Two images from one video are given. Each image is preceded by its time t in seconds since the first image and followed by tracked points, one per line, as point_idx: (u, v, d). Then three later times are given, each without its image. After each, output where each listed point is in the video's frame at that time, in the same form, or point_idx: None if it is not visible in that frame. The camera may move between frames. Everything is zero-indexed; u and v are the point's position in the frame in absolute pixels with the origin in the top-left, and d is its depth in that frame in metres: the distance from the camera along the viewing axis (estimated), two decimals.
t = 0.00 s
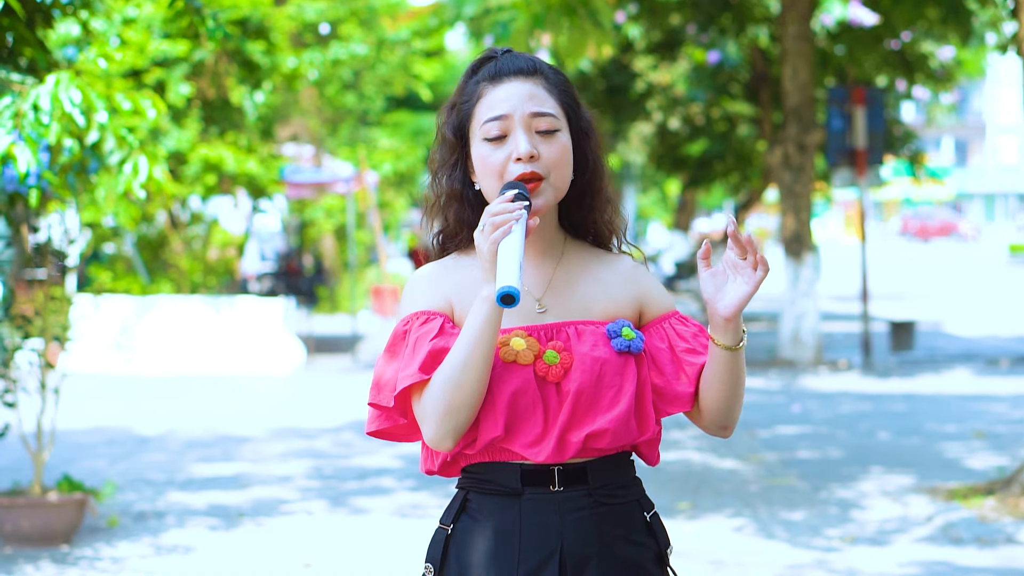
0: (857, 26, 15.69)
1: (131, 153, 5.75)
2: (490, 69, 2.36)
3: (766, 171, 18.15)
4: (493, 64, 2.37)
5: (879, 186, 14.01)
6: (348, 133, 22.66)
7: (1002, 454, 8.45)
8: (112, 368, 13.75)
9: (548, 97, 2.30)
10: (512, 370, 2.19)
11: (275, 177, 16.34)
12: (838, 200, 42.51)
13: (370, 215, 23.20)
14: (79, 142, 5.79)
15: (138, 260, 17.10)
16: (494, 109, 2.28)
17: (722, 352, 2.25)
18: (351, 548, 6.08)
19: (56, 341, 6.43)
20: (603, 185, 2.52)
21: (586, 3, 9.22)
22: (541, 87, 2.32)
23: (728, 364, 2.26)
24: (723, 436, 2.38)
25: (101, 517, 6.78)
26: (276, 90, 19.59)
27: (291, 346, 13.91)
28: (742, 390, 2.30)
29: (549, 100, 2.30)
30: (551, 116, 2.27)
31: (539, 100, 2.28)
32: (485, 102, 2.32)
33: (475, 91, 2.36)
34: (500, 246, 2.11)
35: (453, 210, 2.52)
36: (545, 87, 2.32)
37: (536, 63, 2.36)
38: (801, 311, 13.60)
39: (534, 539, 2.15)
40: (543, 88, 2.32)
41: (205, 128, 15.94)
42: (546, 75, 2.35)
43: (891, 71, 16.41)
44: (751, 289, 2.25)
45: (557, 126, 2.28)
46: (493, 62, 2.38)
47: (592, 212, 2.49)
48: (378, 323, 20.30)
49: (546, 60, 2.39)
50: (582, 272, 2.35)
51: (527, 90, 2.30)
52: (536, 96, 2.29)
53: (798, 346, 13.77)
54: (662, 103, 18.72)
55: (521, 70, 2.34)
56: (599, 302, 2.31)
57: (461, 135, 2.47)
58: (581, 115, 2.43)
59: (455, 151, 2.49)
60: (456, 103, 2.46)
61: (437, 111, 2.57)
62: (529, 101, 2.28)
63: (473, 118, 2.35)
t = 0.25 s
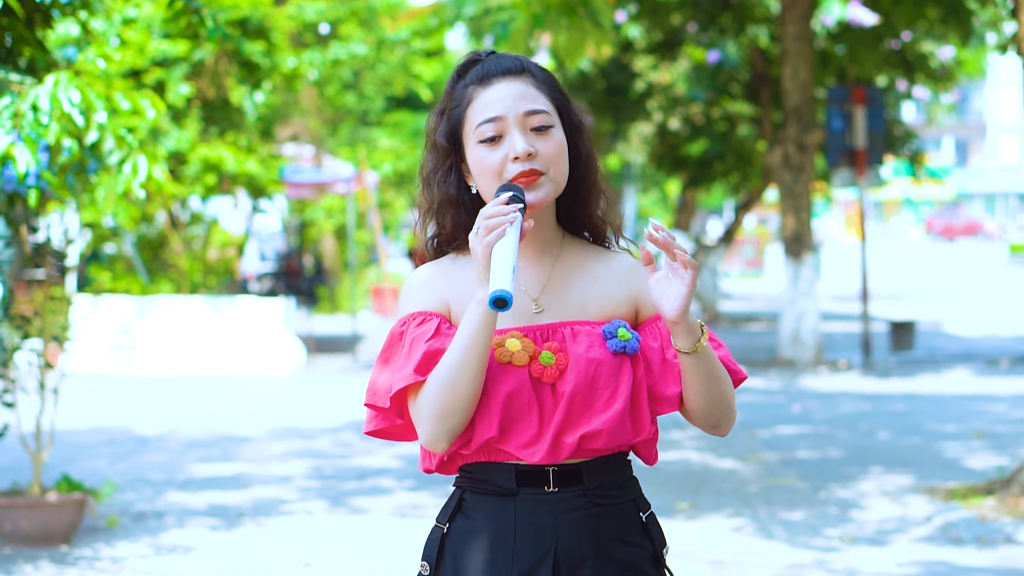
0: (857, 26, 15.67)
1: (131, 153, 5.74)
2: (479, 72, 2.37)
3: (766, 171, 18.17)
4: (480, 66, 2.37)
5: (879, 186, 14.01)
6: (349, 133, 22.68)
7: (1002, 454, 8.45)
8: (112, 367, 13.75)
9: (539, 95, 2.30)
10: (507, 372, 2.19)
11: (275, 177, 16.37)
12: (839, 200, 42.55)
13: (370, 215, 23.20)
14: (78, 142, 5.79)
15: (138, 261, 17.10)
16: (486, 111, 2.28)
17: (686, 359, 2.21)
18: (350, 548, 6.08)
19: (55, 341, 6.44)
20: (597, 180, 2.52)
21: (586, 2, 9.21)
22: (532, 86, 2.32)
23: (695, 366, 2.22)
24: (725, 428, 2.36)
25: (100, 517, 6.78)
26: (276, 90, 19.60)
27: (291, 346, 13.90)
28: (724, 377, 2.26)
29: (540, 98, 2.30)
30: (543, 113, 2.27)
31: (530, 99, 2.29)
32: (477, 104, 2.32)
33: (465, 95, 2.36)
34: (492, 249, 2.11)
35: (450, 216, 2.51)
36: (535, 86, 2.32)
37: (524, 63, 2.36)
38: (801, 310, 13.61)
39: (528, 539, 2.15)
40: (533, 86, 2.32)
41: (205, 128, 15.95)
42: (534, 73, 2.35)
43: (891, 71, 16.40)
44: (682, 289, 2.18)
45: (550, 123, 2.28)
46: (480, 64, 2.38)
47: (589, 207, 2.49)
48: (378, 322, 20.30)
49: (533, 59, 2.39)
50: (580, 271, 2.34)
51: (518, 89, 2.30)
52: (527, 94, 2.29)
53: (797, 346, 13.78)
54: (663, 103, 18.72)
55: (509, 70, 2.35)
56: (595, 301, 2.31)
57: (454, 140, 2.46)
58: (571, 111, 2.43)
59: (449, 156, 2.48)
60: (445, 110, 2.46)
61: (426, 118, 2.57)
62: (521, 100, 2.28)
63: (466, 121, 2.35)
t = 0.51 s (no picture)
0: (856, 26, 15.68)
1: (130, 153, 5.74)
2: (466, 77, 2.37)
3: (766, 172, 18.18)
4: (468, 71, 2.37)
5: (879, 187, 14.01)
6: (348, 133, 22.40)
7: (1001, 454, 8.45)
8: (112, 367, 13.75)
9: (528, 96, 2.29)
10: (501, 371, 2.19)
11: (275, 177, 16.39)
12: (840, 200, 42.58)
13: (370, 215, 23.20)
14: (78, 143, 5.79)
15: (138, 260, 17.11)
16: (476, 116, 2.28)
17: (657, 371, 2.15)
18: (350, 548, 6.08)
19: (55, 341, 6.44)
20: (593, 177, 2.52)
21: (586, 3, 9.20)
22: (520, 87, 2.31)
23: (667, 376, 2.16)
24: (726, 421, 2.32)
25: (100, 517, 6.78)
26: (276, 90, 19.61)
27: (291, 346, 13.90)
28: (703, 376, 2.20)
29: (529, 99, 2.30)
30: (533, 113, 2.27)
31: (519, 100, 2.28)
32: (467, 109, 2.32)
33: (455, 100, 2.36)
34: (485, 252, 2.11)
35: (446, 222, 2.51)
36: (524, 87, 2.32)
37: (511, 65, 2.36)
38: (801, 311, 13.61)
39: (521, 538, 2.15)
40: (522, 87, 2.31)
41: (205, 128, 15.98)
42: (522, 74, 2.34)
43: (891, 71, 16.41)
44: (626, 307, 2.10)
45: (541, 123, 2.27)
46: (468, 69, 2.38)
47: (584, 205, 2.49)
48: (378, 322, 20.31)
49: (519, 60, 2.39)
50: (576, 269, 2.34)
51: (507, 91, 2.30)
52: (516, 96, 2.29)
53: (797, 347, 13.78)
54: (663, 103, 18.77)
55: (497, 72, 2.34)
56: (590, 300, 2.30)
57: (446, 146, 2.46)
58: (561, 109, 2.42)
59: (442, 162, 2.49)
60: (435, 117, 2.46)
61: (417, 125, 2.57)
62: (509, 102, 2.27)
63: (456, 127, 2.35)
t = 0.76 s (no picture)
0: (856, 26, 15.67)
1: (129, 154, 5.74)
2: (456, 82, 2.37)
3: (765, 172, 18.19)
4: (457, 76, 2.37)
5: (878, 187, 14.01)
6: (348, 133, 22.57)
7: (1000, 454, 8.45)
8: (111, 368, 13.76)
9: (517, 99, 2.30)
10: (493, 375, 2.19)
11: (274, 178, 16.39)
12: (840, 200, 42.59)
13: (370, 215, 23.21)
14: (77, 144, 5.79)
15: (138, 261, 17.10)
16: (466, 122, 2.29)
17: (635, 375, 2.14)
18: (349, 548, 6.08)
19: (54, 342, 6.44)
20: (587, 175, 2.51)
21: (585, 3, 9.21)
22: (510, 90, 2.31)
23: (646, 381, 2.14)
24: (721, 422, 2.28)
25: (99, 518, 6.79)
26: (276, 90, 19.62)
27: (290, 346, 13.88)
28: (685, 380, 2.17)
29: (519, 101, 2.30)
30: (523, 116, 2.27)
31: (508, 104, 2.28)
32: (457, 114, 2.32)
33: (445, 106, 2.37)
34: (474, 255, 2.12)
35: (438, 228, 2.51)
36: (513, 89, 2.32)
37: (500, 67, 2.36)
38: (801, 310, 13.61)
39: (514, 540, 2.16)
40: (511, 90, 2.32)
41: (205, 128, 16.01)
42: (512, 77, 2.35)
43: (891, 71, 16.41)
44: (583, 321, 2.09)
45: (530, 126, 2.27)
46: (457, 74, 2.38)
47: (580, 205, 2.49)
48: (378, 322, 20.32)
49: (509, 62, 2.38)
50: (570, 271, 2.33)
51: (496, 95, 2.30)
52: (506, 99, 2.29)
53: (797, 346, 13.79)
54: (662, 102, 18.79)
55: (486, 76, 2.35)
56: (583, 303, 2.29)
57: (439, 152, 2.46)
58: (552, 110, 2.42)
59: (435, 168, 2.50)
60: (428, 122, 2.47)
61: (411, 130, 2.58)
62: (499, 106, 2.28)
63: (447, 132, 2.36)
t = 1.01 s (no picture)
0: (855, 26, 15.68)
1: (127, 155, 5.74)
2: (446, 86, 2.37)
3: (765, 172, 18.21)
4: (448, 80, 2.38)
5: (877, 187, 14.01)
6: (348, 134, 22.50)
7: (999, 454, 8.45)
8: (111, 368, 13.76)
9: (506, 103, 2.30)
10: (485, 379, 2.20)
11: (274, 178, 16.39)
12: (840, 200, 42.61)
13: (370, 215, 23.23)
14: (75, 144, 5.80)
15: (138, 261, 17.10)
16: (455, 127, 2.29)
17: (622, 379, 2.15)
18: (347, 548, 6.09)
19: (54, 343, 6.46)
20: (583, 175, 2.51)
21: (584, 3, 9.29)
22: (500, 94, 2.32)
23: (633, 384, 2.15)
24: (716, 423, 2.28)
25: (98, 518, 6.80)
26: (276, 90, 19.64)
27: (290, 346, 13.89)
28: (673, 382, 2.17)
29: (509, 105, 2.30)
30: (512, 120, 2.27)
31: (497, 108, 2.29)
32: (447, 119, 2.33)
33: (436, 111, 2.38)
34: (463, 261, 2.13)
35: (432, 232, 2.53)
36: (503, 92, 2.32)
37: (490, 71, 2.36)
38: (800, 311, 13.61)
39: (506, 543, 2.16)
40: (501, 94, 2.32)
41: (205, 128, 16.04)
42: (503, 80, 2.35)
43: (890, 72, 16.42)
44: (560, 330, 2.12)
45: (520, 130, 2.28)
46: (448, 78, 2.39)
47: (575, 208, 2.49)
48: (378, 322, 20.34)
49: (500, 64, 2.39)
50: (564, 273, 2.34)
51: (486, 99, 2.30)
52: (495, 104, 2.29)
53: (796, 346, 13.79)
54: (662, 103, 18.82)
55: (476, 80, 2.35)
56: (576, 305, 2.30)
57: (432, 156, 2.48)
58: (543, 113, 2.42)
59: (429, 172, 2.51)
60: (421, 125, 2.48)
61: (406, 134, 2.60)
62: (488, 110, 2.28)
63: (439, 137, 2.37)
